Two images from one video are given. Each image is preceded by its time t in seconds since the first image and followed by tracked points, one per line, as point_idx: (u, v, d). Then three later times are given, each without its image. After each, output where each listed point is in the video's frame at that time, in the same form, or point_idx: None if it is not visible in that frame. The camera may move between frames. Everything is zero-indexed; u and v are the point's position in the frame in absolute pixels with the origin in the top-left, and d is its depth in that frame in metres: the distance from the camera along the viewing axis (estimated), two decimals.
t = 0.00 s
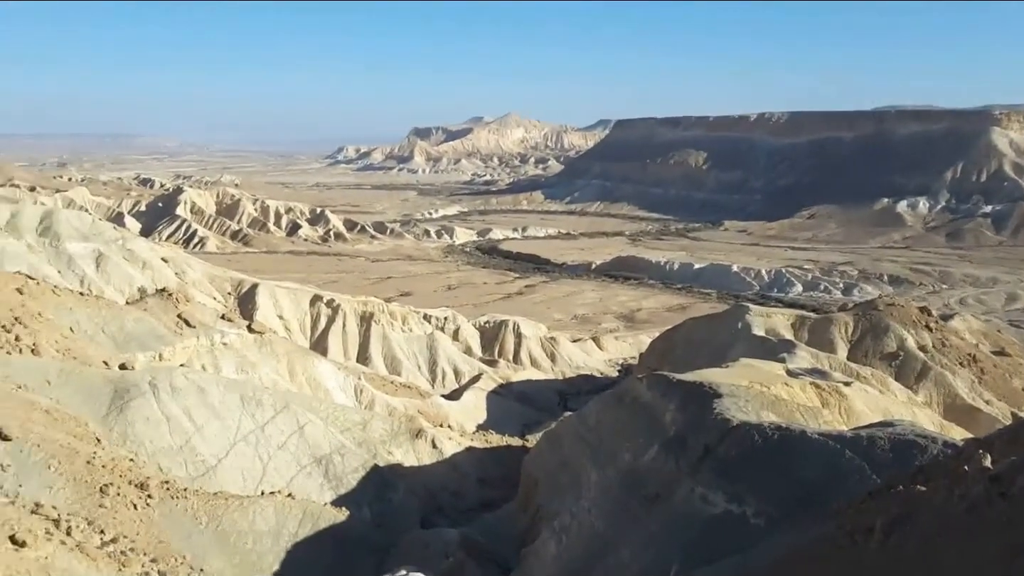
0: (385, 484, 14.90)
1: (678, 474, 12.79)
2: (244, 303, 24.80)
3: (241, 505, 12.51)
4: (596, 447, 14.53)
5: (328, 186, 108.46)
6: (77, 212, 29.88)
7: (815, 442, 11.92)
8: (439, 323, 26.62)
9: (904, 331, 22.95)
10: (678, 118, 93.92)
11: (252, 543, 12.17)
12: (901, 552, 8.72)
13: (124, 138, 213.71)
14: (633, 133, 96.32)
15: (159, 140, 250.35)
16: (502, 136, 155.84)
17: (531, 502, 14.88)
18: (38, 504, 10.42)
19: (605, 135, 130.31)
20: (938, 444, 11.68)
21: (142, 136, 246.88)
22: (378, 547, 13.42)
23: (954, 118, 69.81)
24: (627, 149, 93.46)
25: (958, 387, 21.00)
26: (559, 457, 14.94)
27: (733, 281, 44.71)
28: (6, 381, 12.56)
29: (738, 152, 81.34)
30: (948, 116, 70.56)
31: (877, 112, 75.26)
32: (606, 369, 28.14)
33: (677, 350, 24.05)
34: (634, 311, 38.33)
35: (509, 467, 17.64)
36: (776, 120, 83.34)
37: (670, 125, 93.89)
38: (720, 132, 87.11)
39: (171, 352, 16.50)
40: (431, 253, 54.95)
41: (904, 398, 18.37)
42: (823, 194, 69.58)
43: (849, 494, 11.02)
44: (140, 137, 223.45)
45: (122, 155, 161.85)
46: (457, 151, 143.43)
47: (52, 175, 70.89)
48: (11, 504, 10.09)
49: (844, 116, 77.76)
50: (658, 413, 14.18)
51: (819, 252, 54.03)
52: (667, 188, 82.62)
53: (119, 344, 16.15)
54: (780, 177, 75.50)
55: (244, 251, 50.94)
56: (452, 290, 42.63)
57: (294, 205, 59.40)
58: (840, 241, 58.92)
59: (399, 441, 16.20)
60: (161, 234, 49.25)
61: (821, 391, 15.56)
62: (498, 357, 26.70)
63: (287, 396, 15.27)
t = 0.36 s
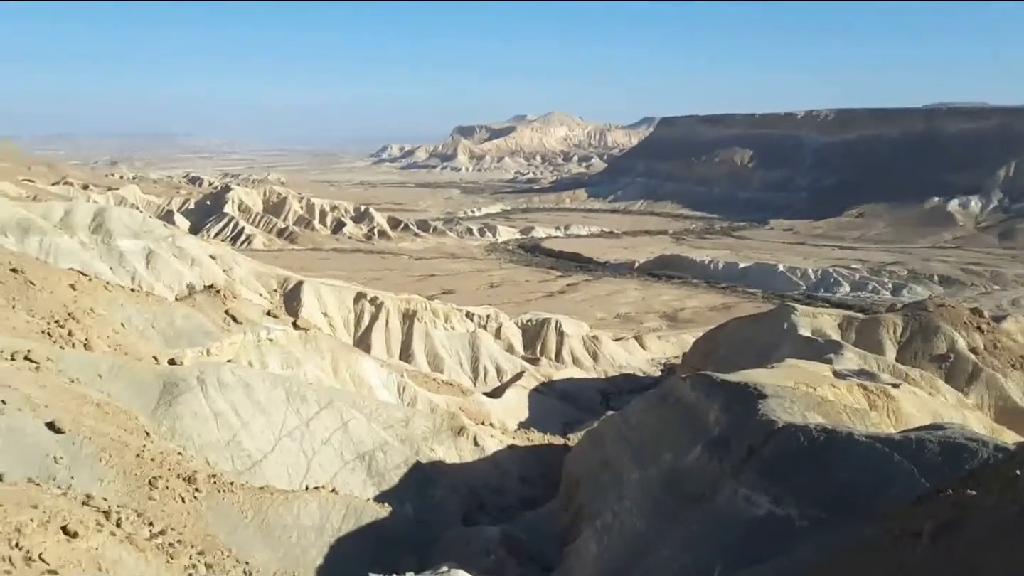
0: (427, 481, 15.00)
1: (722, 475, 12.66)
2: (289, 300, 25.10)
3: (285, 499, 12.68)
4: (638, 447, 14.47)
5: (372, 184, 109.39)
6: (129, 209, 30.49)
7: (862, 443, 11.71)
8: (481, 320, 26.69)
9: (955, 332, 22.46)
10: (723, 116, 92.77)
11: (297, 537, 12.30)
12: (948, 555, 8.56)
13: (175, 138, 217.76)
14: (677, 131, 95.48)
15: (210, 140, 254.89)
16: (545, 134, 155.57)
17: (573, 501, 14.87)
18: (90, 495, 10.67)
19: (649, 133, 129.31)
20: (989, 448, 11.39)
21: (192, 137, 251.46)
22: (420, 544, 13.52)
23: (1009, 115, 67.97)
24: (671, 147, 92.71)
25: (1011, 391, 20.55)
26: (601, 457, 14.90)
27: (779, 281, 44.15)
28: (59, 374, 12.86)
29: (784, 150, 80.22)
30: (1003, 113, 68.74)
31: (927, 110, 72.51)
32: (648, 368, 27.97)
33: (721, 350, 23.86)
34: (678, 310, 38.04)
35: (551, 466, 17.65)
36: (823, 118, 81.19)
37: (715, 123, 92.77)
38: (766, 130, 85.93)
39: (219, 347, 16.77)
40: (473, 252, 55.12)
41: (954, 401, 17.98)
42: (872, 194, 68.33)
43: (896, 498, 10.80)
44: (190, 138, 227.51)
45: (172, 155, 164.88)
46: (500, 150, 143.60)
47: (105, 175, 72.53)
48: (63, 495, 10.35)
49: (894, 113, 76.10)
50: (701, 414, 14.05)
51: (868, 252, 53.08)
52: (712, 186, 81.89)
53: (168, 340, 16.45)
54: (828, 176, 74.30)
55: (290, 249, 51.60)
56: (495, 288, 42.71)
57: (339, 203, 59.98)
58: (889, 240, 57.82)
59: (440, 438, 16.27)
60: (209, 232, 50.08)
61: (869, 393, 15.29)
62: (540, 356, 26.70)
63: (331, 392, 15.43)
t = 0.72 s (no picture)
0: (458, 479, 15.07)
1: (754, 477, 12.58)
2: (323, 299, 25.33)
3: (317, 496, 12.80)
4: (669, 448, 14.43)
5: (405, 183, 109.95)
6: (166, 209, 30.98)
7: (898, 447, 11.52)
8: (513, 320, 26.75)
9: (994, 335, 22.13)
10: (757, 115, 91.98)
11: (329, 533, 12.41)
12: (985, 562, 8.42)
13: (212, 139, 220.66)
14: (711, 130, 94.86)
15: (246, 141, 257.55)
16: (578, 133, 155.32)
17: (604, 502, 14.87)
18: (127, 490, 10.84)
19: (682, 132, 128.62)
20: None
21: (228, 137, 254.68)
22: (451, 541, 13.58)
23: None
24: (704, 146, 92.13)
25: None
26: (633, 459, 14.89)
27: (813, 282, 43.73)
28: (99, 370, 13.09)
29: (819, 149, 79.34)
30: None
31: (966, 109, 71.88)
32: (680, 368, 27.84)
33: (754, 351, 23.68)
34: (710, 311, 37.81)
35: (582, 466, 17.64)
36: (861, 117, 80.49)
37: (749, 122, 92.01)
38: (801, 129, 85.07)
39: (253, 344, 17.00)
40: (505, 251, 55.20)
41: (993, 404, 17.70)
42: (910, 194, 67.35)
43: (932, 502, 10.62)
44: (227, 138, 229.93)
45: (209, 154, 167.06)
46: (533, 149, 143.56)
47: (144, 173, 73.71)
48: (101, 489, 10.54)
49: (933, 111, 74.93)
50: (734, 416, 13.96)
51: (905, 252, 52.36)
52: (746, 186, 81.30)
53: (204, 337, 16.69)
54: (864, 176, 73.41)
55: (323, 248, 52.04)
56: (526, 287, 42.75)
57: (372, 202, 60.39)
58: (926, 241, 57.00)
59: (471, 437, 16.33)
60: (244, 231, 50.66)
61: (905, 395, 15.09)
62: (571, 355, 26.69)
63: (363, 390, 15.57)
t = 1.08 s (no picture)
0: (501, 480, 15.05)
1: (802, 484, 12.33)
2: (367, 300, 25.51)
3: (362, 495, 12.87)
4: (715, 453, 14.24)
5: (449, 185, 110.43)
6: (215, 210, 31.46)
7: (949, 454, 11.05)
8: (556, 322, 26.70)
9: None
10: (805, 116, 90.59)
11: (374, 532, 12.47)
12: None
13: (260, 141, 223.89)
14: (757, 131, 93.72)
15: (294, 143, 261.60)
16: (622, 135, 154.57)
17: (649, 507, 14.77)
18: (176, 487, 11.01)
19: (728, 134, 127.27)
20: None
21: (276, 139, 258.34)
22: (494, 542, 13.58)
23: None
24: (750, 147, 91.05)
25: None
26: (678, 464, 14.76)
27: (863, 286, 43.01)
28: (149, 368, 13.31)
29: (868, 150, 77.85)
30: None
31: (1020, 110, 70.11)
32: (725, 372, 27.55)
33: (802, 355, 23.34)
34: (756, 314, 37.34)
35: (625, 470, 17.53)
36: (911, 117, 78.80)
37: (797, 123, 90.70)
38: (850, 130, 83.60)
39: (299, 344, 17.17)
40: (548, 253, 55.13)
41: None
42: (963, 196, 65.84)
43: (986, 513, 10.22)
44: (273, 141, 232.87)
45: (256, 157, 169.31)
46: (576, 150, 143.10)
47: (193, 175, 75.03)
48: (152, 486, 10.73)
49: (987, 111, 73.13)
50: (781, 420, 13.66)
51: (958, 256, 51.18)
52: (792, 188, 80.26)
53: (252, 337, 16.90)
54: (915, 178, 71.96)
55: (368, 249, 52.45)
56: (569, 289, 42.64)
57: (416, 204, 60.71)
58: (980, 244, 55.67)
59: (515, 439, 16.29)
60: (291, 232, 51.25)
61: (958, 402, 14.73)
62: (614, 358, 26.53)
63: (407, 391, 15.63)
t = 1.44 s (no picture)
0: (539, 484, 15.07)
1: (845, 491, 12.17)
2: (408, 301, 25.69)
3: (401, 496, 12.98)
4: (756, 458, 14.12)
5: (491, 189, 110.75)
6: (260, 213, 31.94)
7: (997, 464, 10.77)
8: (596, 326, 26.65)
9: None
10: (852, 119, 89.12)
11: (413, 533, 12.55)
12: None
13: (306, 146, 226.88)
14: (803, 134, 92.49)
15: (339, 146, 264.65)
16: (665, 139, 153.56)
17: (688, 512, 14.70)
18: (219, 485, 11.22)
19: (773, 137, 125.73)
20: None
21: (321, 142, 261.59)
22: (531, 545, 13.61)
23: None
24: (795, 151, 89.84)
25: None
26: (719, 469, 14.66)
27: (911, 292, 42.28)
28: (195, 368, 13.55)
29: (917, 152, 76.17)
30: None
31: None
32: (768, 378, 27.24)
33: (847, 362, 23.04)
34: (800, 320, 36.87)
35: (664, 476, 17.43)
36: (961, 121, 77.03)
37: (843, 126, 89.31)
38: (898, 133, 82.07)
39: (340, 346, 17.36)
40: (590, 257, 54.98)
41: None
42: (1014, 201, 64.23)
43: None
44: (318, 145, 235.55)
45: (301, 160, 171.51)
46: (618, 154, 142.57)
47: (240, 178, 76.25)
48: (195, 484, 10.94)
49: None
50: (823, 426, 13.47)
51: (1009, 262, 49.94)
52: (838, 193, 79.12)
53: (295, 338, 17.13)
54: (964, 182, 70.46)
55: (409, 251, 52.83)
56: (610, 293, 42.50)
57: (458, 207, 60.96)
58: None
59: (553, 442, 16.29)
60: (334, 235, 51.84)
61: (1007, 411, 14.41)
62: (655, 363, 26.39)
63: (447, 393, 15.73)
